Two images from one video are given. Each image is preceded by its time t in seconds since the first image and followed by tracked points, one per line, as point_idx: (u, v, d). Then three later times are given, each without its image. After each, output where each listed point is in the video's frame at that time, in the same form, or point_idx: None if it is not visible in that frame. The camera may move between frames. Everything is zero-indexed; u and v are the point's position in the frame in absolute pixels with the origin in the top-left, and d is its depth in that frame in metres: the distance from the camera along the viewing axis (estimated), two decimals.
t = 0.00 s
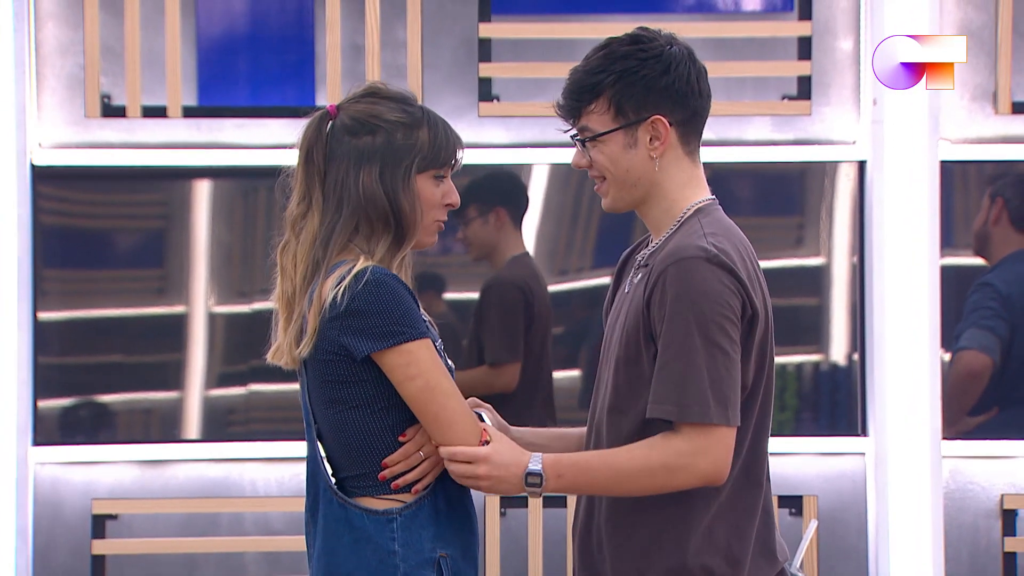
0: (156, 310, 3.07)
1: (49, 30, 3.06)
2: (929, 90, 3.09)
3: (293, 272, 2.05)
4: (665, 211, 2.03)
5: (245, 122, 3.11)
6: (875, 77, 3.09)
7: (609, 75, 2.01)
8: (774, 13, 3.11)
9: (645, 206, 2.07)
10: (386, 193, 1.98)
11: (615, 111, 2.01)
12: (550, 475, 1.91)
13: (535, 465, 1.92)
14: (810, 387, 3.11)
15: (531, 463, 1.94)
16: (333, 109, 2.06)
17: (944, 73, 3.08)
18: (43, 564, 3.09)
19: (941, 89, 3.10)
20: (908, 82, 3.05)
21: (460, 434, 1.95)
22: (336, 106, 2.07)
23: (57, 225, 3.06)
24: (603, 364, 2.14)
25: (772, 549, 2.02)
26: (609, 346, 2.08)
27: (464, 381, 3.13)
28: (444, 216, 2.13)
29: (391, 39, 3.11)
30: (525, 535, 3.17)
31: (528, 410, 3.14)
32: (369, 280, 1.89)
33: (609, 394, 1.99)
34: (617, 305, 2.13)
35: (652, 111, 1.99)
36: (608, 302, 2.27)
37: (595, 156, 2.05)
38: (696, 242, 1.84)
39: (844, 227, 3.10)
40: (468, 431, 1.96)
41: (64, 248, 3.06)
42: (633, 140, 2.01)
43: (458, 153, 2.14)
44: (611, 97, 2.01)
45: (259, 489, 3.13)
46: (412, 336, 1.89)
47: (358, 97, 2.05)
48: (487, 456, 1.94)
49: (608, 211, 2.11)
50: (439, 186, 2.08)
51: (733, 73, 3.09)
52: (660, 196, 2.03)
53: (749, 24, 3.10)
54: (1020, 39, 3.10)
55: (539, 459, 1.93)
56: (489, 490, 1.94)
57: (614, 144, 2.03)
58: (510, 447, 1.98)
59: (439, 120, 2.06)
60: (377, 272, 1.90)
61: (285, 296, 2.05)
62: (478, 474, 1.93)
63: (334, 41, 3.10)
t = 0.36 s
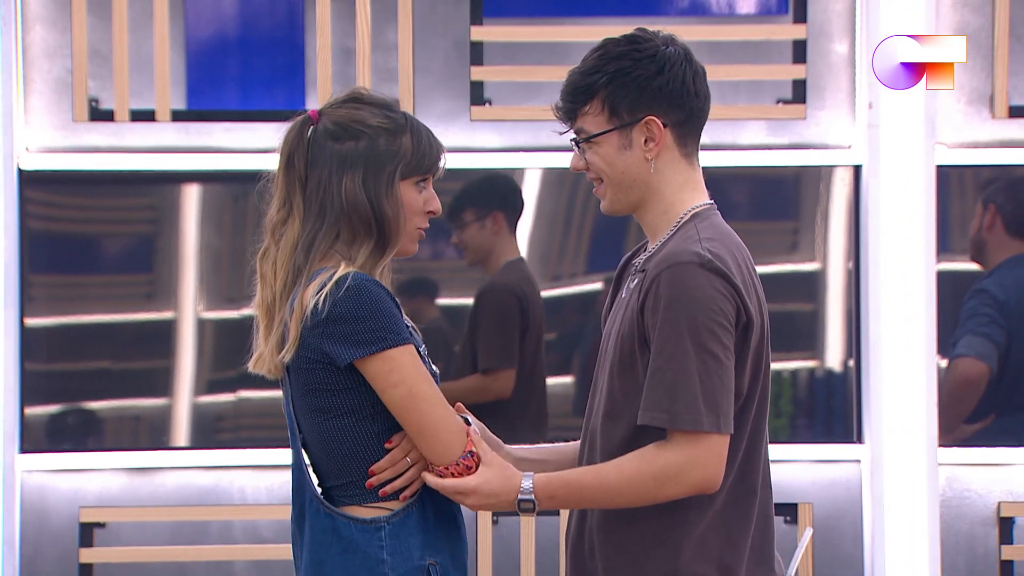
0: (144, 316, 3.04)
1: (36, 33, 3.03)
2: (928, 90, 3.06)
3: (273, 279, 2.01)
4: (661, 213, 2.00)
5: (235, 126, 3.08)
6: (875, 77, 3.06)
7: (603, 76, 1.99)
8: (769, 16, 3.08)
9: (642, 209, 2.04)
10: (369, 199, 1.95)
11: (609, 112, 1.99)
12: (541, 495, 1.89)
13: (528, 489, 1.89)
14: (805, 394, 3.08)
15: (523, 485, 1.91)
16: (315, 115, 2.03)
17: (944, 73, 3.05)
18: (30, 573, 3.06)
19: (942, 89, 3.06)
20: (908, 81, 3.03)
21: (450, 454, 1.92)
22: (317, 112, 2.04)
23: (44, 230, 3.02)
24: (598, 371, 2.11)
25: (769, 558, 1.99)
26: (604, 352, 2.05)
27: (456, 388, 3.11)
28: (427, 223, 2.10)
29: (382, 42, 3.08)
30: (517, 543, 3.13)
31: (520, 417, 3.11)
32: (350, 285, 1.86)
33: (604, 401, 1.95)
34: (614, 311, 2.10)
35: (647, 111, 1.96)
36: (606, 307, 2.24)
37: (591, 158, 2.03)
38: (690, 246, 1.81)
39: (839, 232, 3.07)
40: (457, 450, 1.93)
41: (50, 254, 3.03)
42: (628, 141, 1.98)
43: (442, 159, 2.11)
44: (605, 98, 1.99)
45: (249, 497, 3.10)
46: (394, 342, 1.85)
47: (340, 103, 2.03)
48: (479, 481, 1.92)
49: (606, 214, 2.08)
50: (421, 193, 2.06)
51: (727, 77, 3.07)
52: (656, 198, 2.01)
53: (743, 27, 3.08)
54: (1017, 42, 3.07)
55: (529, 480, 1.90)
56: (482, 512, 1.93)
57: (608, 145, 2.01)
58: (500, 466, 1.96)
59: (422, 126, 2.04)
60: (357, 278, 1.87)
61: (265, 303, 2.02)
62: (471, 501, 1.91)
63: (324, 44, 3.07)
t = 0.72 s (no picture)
0: (139, 318, 3.01)
1: (30, 33, 3.00)
2: (929, 90, 3.02)
3: (268, 282, 1.98)
4: (660, 212, 1.97)
5: (230, 126, 3.05)
6: (875, 76, 3.02)
7: (603, 73, 1.97)
8: (770, 15, 3.05)
9: (641, 208, 2.01)
10: (365, 200, 1.92)
11: (609, 109, 1.96)
12: (541, 504, 1.88)
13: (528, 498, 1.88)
14: (807, 397, 3.06)
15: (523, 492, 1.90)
16: (308, 115, 2.00)
17: (944, 73, 3.01)
18: None
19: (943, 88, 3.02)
20: (908, 81, 2.98)
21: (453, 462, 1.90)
22: (311, 111, 2.01)
23: (38, 231, 2.99)
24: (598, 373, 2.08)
25: (770, 564, 1.95)
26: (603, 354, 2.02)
27: (455, 391, 3.08)
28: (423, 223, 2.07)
29: (380, 41, 3.05)
30: (516, 547, 3.10)
31: (519, 420, 3.08)
32: (344, 287, 1.83)
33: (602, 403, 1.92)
34: (614, 313, 2.08)
35: (646, 109, 1.94)
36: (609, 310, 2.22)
37: (589, 156, 2.00)
38: (685, 246, 1.78)
39: (841, 233, 3.04)
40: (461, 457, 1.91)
41: (44, 255, 3.00)
42: (627, 139, 1.95)
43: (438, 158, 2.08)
44: (605, 95, 1.96)
45: (245, 501, 3.07)
46: (389, 344, 1.82)
47: (334, 102, 1.99)
48: (479, 490, 1.92)
49: (604, 214, 2.05)
50: (417, 192, 2.03)
51: (728, 76, 3.04)
52: (655, 197, 1.98)
53: (744, 26, 3.05)
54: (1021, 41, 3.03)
55: (529, 489, 1.89)
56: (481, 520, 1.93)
57: (607, 143, 1.98)
58: (503, 475, 1.96)
59: (417, 125, 2.01)
60: (352, 279, 1.84)
61: (259, 306, 1.99)
62: (469, 509, 1.91)
63: (321, 43, 3.04)
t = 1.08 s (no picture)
0: (135, 318, 2.98)
1: (26, 30, 2.97)
2: (929, 90, 2.97)
3: (273, 279, 1.96)
4: (666, 212, 1.95)
5: (228, 125, 3.02)
6: (875, 76, 2.99)
7: (604, 73, 1.94)
8: (772, 13, 3.03)
9: (647, 209, 1.99)
10: (373, 200, 1.90)
11: (612, 109, 1.94)
12: (549, 507, 1.85)
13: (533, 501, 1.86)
14: (810, 397, 3.03)
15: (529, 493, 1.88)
16: (316, 111, 1.97)
17: (944, 73, 2.97)
18: None
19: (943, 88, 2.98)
20: (908, 81, 2.94)
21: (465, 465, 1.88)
22: (318, 107, 1.98)
23: (34, 231, 2.96)
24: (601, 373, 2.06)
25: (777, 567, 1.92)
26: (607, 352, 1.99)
27: (455, 393, 3.05)
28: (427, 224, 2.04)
29: (379, 39, 3.02)
30: (516, 550, 3.07)
31: (519, 421, 3.05)
32: (356, 289, 1.80)
33: (606, 404, 1.90)
34: (617, 313, 2.05)
35: (649, 107, 1.92)
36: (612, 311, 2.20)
37: (594, 158, 1.98)
38: (690, 243, 1.75)
39: (845, 232, 3.01)
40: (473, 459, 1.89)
41: (40, 255, 2.96)
42: (631, 139, 1.93)
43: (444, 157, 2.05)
44: (607, 95, 1.94)
45: (243, 503, 3.04)
46: (400, 347, 1.79)
47: (343, 99, 1.96)
48: (486, 494, 1.91)
49: (611, 216, 2.03)
50: (423, 193, 2.00)
51: (731, 74, 3.01)
52: (661, 197, 1.95)
53: (747, 23, 3.02)
54: None
55: (535, 492, 1.87)
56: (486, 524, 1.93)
57: (611, 144, 1.96)
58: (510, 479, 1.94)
59: (425, 125, 1.98)
60: (363, 282, 1.81)
61: (264, 304, 1.96)
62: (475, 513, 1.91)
63: (320, 41, 3.01)
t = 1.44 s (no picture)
0: (131, 318, 2.95)
1: (20, 28, 2.94)
2: (929, 91, 2.93)
3: (268, 281, 1.92)
4: (672, 212, 1.96)
5: (225, 123, 2.99)
6: (875, 76, 2.96)
7: (612, 72, 1.95)
8: (775, 10, 2.99)
9: (649, 209, 2.00)
10: (369, 201, 1.87)
11: (619, 108, 1.95)
12: (557, 495, 1.85)
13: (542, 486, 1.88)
14: (812, 399, 2.99)
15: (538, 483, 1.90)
16: (309, 109, 1.93)
17: (943, 73, 2.93)
18: None
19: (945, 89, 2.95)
20: (908, 81, 2.90)
21: (473, 457, 1.86)
22: (311, 105, 1.94)
23: (29, 230, 2.93)
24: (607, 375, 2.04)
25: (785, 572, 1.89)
26: (615, 355, 1.98)
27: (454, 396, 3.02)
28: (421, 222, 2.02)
29: (378, 37, 2.99)
30: (516, 552, 3.04)
31: (520, 422, 3.02)
32: (354, 290, 1.76)
33: (614, 406, 1.88)
34: (625, 315, 2.03)
35: (657, 108, 1.93)
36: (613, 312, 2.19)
37: (597, 156, 1.99)
38: (705, 245, 1.74)
39: (848, 231, 2.98)
40: (481, 449, 1.87)
41: (35, 254, 2.93)
42: (637, 139, 1.94)
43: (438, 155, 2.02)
44: (614, 94, 1.95)
45: (240, 505, 3.01)
46: (403, 346, 1.76)
47: (336, 97, 1.93)
48: (495, 487, 1.91)
49: (610, 214, 2.04)
50: (417, 191, 1.97)
51: (734, 71, 2.97)
52: (666, 197, 1.97)
53: (749, 21, 2.99)
54: None
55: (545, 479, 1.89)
56: (494, 515, 1.93)
57: (617, 144, 1.97)
58: (520, 468, 1.93)
59: (419, 123, 1.95)
60: (360, 283, 1.78)
61: (258, 306, 1.92)
62: (484, 506, 1.90)
63: (318, 39, 2.98)
